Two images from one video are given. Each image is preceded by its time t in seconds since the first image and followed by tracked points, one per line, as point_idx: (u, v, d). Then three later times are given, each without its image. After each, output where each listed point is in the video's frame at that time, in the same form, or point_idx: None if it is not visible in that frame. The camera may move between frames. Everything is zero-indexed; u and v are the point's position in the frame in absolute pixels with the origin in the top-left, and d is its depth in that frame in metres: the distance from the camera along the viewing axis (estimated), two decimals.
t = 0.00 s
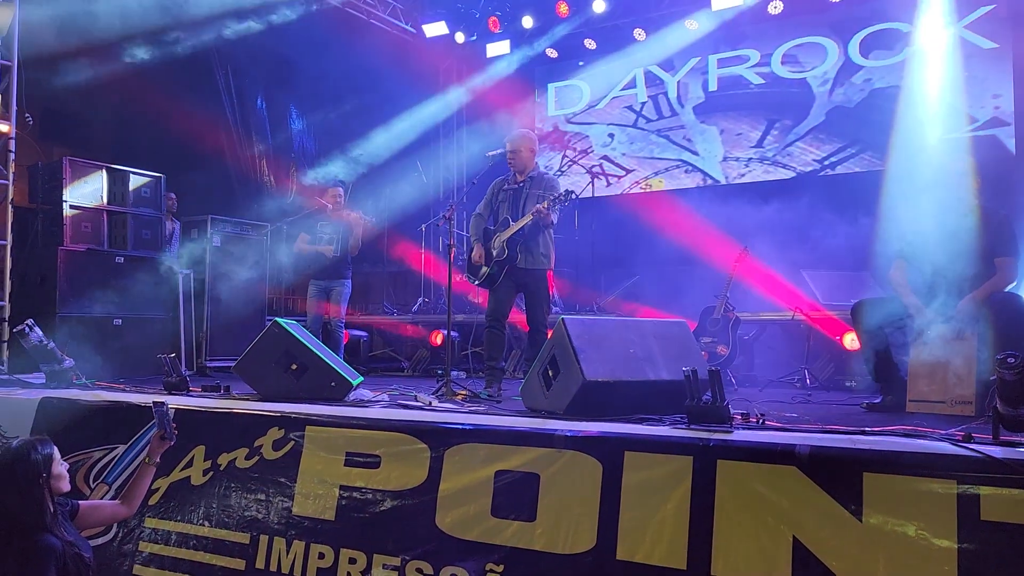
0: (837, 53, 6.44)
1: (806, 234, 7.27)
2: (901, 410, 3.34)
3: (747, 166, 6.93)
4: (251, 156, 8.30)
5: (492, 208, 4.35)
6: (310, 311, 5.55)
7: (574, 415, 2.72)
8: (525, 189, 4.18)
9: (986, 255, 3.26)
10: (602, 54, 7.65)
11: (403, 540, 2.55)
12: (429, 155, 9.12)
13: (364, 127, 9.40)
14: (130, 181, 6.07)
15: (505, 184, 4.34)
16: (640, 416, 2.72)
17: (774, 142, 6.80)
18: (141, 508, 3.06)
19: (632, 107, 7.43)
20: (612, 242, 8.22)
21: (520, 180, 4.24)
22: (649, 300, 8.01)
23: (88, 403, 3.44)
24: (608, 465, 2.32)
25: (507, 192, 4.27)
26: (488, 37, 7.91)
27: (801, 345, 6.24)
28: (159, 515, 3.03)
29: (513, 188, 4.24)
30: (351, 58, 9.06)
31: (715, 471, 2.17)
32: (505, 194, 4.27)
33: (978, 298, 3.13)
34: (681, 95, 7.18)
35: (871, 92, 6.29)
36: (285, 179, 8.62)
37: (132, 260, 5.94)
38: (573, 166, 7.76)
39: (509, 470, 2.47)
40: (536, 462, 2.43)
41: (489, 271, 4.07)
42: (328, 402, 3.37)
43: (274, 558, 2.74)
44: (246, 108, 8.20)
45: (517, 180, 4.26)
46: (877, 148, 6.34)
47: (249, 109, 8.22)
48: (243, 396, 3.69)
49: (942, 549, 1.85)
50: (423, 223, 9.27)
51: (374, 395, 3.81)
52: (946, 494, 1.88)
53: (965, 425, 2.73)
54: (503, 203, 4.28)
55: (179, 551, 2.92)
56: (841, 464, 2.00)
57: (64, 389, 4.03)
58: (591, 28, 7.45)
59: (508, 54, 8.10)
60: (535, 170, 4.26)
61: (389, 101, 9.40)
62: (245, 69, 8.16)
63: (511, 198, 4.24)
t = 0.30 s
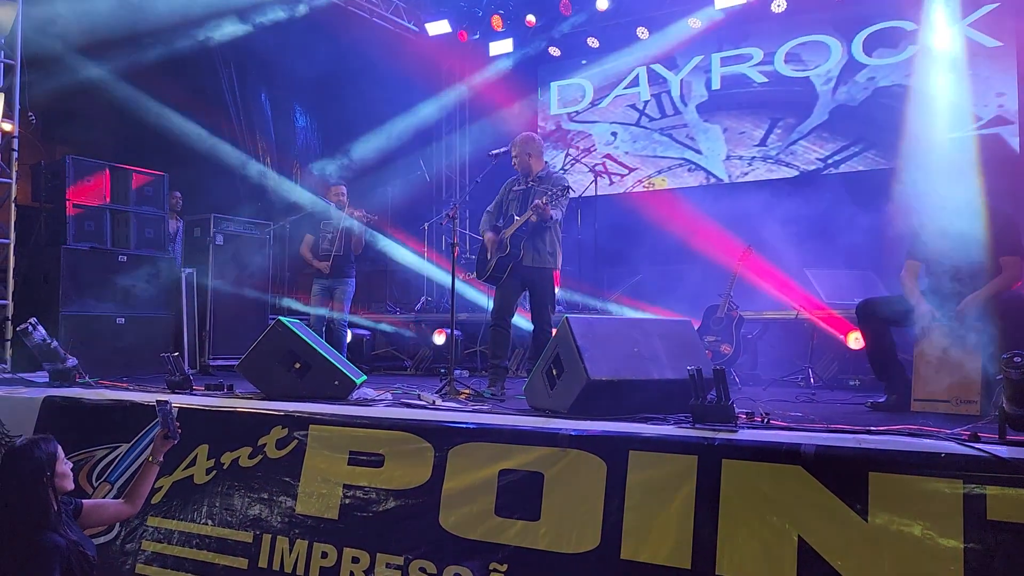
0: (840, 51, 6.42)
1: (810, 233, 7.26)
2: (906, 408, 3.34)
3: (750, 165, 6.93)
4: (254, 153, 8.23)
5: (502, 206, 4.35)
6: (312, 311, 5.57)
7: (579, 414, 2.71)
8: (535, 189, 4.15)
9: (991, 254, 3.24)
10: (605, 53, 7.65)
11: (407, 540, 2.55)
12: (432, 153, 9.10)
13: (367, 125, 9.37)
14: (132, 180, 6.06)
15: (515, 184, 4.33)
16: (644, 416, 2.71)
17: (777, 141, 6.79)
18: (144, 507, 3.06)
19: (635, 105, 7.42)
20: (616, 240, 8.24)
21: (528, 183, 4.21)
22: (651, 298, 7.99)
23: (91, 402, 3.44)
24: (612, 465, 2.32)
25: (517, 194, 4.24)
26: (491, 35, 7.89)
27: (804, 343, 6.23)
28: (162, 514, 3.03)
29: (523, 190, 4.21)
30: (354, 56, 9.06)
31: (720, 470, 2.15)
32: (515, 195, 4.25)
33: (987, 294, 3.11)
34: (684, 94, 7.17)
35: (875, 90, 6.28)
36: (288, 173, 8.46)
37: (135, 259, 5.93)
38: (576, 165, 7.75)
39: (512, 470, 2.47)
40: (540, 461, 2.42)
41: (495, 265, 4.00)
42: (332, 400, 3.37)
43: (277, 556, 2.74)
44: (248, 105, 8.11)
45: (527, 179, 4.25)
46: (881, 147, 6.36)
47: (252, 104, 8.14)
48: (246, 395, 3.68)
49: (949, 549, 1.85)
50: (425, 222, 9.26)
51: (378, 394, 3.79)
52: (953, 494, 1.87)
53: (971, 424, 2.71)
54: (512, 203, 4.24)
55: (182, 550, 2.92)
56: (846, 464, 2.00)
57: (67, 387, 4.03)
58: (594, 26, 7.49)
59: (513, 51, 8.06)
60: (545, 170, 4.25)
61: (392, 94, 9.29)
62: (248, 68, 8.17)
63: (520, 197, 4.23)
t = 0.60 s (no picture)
0: (843, 50, 6.39)
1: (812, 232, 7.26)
2: (909, 408, 3.34)
3: (752, 165, 6.99)
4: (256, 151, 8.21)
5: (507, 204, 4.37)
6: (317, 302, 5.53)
7: (582, 414, 2.70)
8: (538, 185, 4.16)
9: (994, 255, 3.22)
10: (607, 52, 7.64)
11: (410, 540, 2.54)
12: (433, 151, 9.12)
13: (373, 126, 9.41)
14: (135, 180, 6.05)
15: (520, 181, 4.33)
16: (647, 415, 2.70)
17: (779, 140, 6.81)
18: (146, 507, 3.06)
19: (637, 105, 7.42)
20: (617, 240, 8.22)
21: (534, 178, 4.23)
22: (654, 298, 7.98)
23: (93, 402, 3.43)
24: (616, 465, 2.31)
25: (521, 191, 4.25)
26: (494, 35, 7.71)
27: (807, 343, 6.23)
28: (164, 514, 3.02)
29: (527, 186, 4.22)
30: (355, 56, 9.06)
31: (724, 471, 2.15)
32: (518, 193, 4.26)
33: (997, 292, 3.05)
34: (687, 93, 7.16)
35: (877, 90, 6.26)
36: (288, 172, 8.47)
37: (137, 259, 5.93)
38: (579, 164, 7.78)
39: (515, 469, 2.46)
40: (544, 461, 2.41)
41: (494, 262, 4.06)
42: (335, 400, 3.36)
43: (280, 557, 2.73)
44: (251, 105, 8.09)
45: (532, 176, 4.27)
46: (884, 147, 6.39)
47: (254, 103, 8.11)
48: (249, 395, 3.68)
49: (954, 550, 1.84)
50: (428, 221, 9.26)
51: (380, 394, 3.79)
52: (958, 495, 1.87)
53: (976, 425, 2.69)
54: (515, 200, 4.26)
55: (184, 550, 2.91)
56: (850, 464, 1.99)
57: (70, 388, 4.03)
58: (596, 26, 7.35)
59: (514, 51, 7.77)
60: (551, 167, 4.25)
61: (394, 91, 9.22)
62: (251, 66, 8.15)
63: (523, 194, 4.23)
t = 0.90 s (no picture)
0: (845, 49, 6.39)
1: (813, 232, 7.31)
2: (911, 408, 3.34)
3: (755, 164, 6.98)
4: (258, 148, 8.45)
5: (506, 204, 4.38)
6: (321, 307, 5.54)
7: (585, 414, 2.70)
8: (537, 184, 4.18)
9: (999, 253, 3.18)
10: (609, 52, 7.63)
11: (413, 540, 2.55)
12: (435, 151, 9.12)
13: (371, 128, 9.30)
14: (138, 180, 6.07)
15: (518, 179, 4.35)
16: (650, 415, 2.70)
17: (781, 141, 6.83)
18: (149, 507, 3.05)
19: (639, 105, 7.42)
20: (616, 240, 8.26)
21: (533, 177, 4.23)
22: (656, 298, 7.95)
23: (96, 402, 3.43)
24: (619, 465, 2.31)
25: (521, 188, 4.29)
26: (495, 35, 7.82)
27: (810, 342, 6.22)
28: (167, 514, 3.02)
29: (527, 184, 4.25)
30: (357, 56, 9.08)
31: (727, 471, 2.15)
32: (517, 191, 4.29)
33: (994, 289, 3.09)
34: (689, 93, 7.17)
35: (880, 89, 6.26)
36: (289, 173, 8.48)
37: (140, 259, 5.94)
38: (580, 164, 7.78)
39: (518, 469, 2.46)
40: (547, 462, 2.41)
41: (496, 266, 4.05)
42: (338, 400, 3.36)
43: (283, 557, 2.74)
44: (252, 105, 8.34)
45: (530, 175, 4.27)
46: (886, 146, 6.37)
47: (255, 103, 8.35)
48: (252, 395, 3.69)
49: (957, 549, 1.84)
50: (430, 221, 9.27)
51: (383, 395, 3.79)
52: (961, 495, 1.86)
53: (980, 426, 2.68)
54: (515, 199, 4.29)
55: (188, 549, 2.92)
56: (853, 464, 1.99)
57: (74, 387, 4.04)
58: (599, 26, 7.30)
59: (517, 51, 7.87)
60: (549, 166, 4.27)
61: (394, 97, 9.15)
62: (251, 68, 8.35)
63: (524, 195, 4.27)
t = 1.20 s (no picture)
0: (848, 49, 6.41)
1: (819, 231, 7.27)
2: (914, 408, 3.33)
3: (757, 164, 6.92)
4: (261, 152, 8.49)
5: (498, 203, 4.38)
6: (323, 307, 5.56)
7: (589, 414, 2.70)
8: (529, 182, 4.19)
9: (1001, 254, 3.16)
10: (612, 52, 7.64)
11: (416, 540, 2.55)
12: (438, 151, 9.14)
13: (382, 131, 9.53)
14: (141, 181, 6.08)
15: (510, 177, 4.37)
16: (653, 415, 2.70)
17: (785, 140, 6.79)
18: (153, 507, 3.06)
19: (642, 104, 7.43)
20: (619, 241, 8.24)
21: (526, 175, 4.25)
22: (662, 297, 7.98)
23: (101, 403, 3.44)
24: (622, 465, 2.31)
25: (513, 187, 4.29)
26: (499, 35, 7.86)
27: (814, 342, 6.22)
28: (172, 514, 3.03)
29: (519, 183, 4.26)
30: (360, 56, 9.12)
31: (730, 471, 2.15)
32: (510, 188, 4.30)
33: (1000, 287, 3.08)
34: (692, 93, 7.18)
35: (883, 88, 6.25)
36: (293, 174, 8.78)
37: (144, 259, 5.96)
38: (583, 164, 7.76)
39: (521, 469, 2.46)
40: (549, 462, 2.42)
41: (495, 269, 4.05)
42: (341, 401, 3.37)
43: (287, 557, 2.75)
44: (254, 105, 8.37)
45: (523, 173, 4.29)
46: (889, 145, 6.33)
47: (257, 104, 8.40)
48: (257, 396, 3.70)
49: (960, 549, 1.84)
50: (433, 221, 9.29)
51: (387, 395, 3.79)
52: (965, 495, 1.86)
53: (981, 425, 2.66)
54: (508, 198, 4.29)
55: (192, 549, 2.93)
56: (856, 464, 1.99)
57: (78, 388, 4.05)
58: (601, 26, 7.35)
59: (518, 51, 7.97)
60: (540, 164, 4.28)
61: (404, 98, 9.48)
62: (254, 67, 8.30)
63: (516, 195, 4.26)
